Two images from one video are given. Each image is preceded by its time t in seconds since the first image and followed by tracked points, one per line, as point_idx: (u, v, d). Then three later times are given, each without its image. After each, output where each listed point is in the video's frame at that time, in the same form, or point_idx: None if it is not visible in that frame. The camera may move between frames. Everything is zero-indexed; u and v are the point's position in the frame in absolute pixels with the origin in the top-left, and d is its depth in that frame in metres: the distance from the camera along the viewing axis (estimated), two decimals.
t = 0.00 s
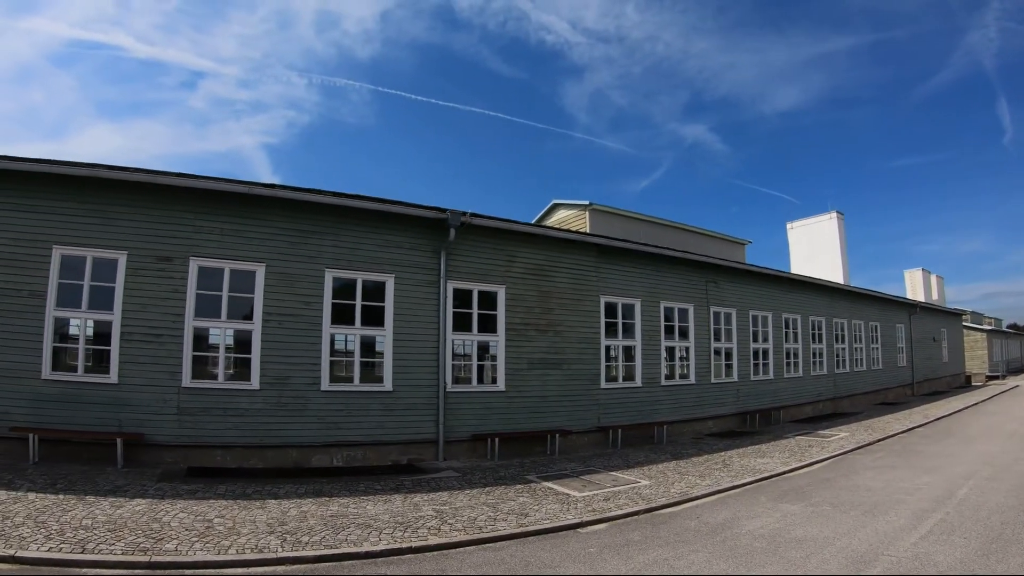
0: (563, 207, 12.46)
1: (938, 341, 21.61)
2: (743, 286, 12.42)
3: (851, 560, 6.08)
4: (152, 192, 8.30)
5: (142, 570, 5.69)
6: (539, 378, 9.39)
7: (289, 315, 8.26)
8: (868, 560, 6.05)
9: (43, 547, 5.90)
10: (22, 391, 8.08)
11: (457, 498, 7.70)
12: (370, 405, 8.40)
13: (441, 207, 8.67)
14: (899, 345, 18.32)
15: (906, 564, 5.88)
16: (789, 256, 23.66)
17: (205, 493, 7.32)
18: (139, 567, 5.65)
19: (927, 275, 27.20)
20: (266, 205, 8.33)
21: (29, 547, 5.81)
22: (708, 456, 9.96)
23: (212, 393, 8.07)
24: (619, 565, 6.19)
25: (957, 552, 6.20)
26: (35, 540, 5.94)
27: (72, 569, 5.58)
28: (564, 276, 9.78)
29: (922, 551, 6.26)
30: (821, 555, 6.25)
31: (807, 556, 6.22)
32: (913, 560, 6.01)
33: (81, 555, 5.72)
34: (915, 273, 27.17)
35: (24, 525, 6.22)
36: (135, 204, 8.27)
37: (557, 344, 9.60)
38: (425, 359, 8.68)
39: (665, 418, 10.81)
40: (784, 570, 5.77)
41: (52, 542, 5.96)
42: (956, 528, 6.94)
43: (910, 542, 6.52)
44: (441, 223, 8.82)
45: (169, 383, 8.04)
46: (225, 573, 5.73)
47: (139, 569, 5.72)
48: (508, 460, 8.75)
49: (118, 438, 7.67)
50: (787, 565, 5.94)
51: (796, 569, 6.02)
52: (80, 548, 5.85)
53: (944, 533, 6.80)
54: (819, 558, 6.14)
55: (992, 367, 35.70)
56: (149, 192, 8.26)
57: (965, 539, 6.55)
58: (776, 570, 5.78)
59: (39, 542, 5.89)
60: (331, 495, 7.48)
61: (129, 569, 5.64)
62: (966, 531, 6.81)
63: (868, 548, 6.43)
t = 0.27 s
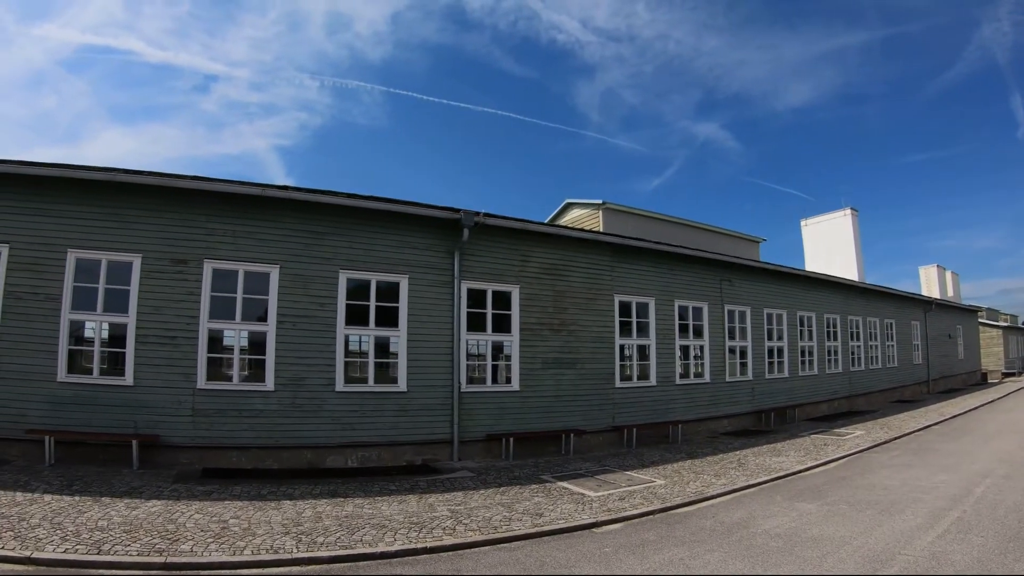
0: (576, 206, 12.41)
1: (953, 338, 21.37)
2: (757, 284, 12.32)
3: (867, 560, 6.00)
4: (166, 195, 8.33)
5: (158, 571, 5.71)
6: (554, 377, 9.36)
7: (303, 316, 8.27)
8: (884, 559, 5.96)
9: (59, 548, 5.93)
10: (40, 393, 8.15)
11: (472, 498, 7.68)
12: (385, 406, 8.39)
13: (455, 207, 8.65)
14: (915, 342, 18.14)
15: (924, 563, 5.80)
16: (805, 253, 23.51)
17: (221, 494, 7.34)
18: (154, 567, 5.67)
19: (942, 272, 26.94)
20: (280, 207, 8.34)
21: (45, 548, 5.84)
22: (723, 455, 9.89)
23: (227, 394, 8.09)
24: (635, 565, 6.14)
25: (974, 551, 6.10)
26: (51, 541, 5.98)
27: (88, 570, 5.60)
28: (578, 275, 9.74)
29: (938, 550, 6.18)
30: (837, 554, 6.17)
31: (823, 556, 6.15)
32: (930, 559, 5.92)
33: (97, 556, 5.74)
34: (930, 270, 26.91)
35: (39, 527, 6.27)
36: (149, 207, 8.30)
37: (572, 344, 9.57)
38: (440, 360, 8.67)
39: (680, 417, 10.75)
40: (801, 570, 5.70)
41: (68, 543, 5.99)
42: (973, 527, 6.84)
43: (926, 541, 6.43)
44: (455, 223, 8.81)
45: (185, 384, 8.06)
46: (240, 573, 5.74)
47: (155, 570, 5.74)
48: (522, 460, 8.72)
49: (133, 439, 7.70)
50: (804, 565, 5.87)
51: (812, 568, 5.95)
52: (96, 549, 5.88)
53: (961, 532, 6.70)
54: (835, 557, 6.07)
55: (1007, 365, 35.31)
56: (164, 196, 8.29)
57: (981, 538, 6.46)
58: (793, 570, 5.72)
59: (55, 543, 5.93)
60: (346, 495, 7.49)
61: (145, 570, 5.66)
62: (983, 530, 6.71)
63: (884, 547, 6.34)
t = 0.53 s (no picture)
0: (587, 206, 12.39)
1: (967, 335, 21.17)
2: (769, 282, 12.25)
3: (882, 559, 5.94)
4: (178, 199, 8.36)
5: (172, 572, 5.73)
6: (566, 377, 9.34)
7: (316, 318, 8.28)
8: (898, 559, 5.90)
9: (73, 551, 5.97)
10: (54, 396, 8.22)
11: (485, 499, 7.67)
12: (398, 407, 8.40)
13: (466, 208, 8.65)
14: (928, 340, 17.99)
15: (939, 563, 5.74)
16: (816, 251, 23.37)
17: (234, 496, 7.36)
18: (169, 569, 5.70)
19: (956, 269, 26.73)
20: (291, 210, 8.36)
21: (60, 550, 5.88)
22: (737, 455, 9.83)
23: (240, 397, 8.11)
24: (648, 565, 6.11)
25: (990, 550, 6.03)
26: (65, 543, 6.02)
27: (103, 572, 5.63)
28: (589, 275, 9.72)
29: (953, 549, 6.11)
30: (851, 554, 6.12)
31: (837, 556, 6.10)
32: (944, 559, 5.85)
33: (111, 558, 5.77)
34: (943, 267, 26.70)
35: (54, 529, 6.33)
36: (161, 211, 8.34)
37: (584, 344, 9.55)
38: (452, 361, 8.66)
39: (692, 417, 10.70)
40: (815, 570, 5.65)
41: (82, 545, 6.02)
42: (988, 526, 6.76)
43: (940, 541, 6.36)
44: (466, 224, 8.81)
45: (198, 387, 8.09)
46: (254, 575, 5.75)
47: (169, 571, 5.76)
48: (535, 461, 8.70)
49: (147, 442, 7.74)
50: (818, 565, 5.82)
51: (826, 568, 5.90)
52: (111, 551, 5.92)
53: (976, 531, 6.62)
54: (850, 557, 6.02)
55: (1019, 363, 35.01)
56: (176, 199, 8.33)
57: (996, 538, 6.38)
58: (808, 570, 5.67)
59: (69, 546, 5.96)
60: (359, 497, 7.49)
61: (159, 571, 5.68)
62: (998, 529, 6.63)
63: (898, 546, 6.28)
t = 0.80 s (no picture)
0: (597, 206, 12.36)
1: (978, 334, 20.99)
2: (780, 281, 12.19)
3: (894, 559, 5.89)
4: (189, 200, 8.39)
5: (184, 572, 5.76)
6: (577, 377, 9.32)
7: (326, 318, 8.30)
8: (911, 559, 5.86)
9: (86, 551, 6.01)
10: (67, 397, 8.28)
11: (496, 499, 7.67)
12: (409, 407, 8.40)
13: (476, 208, 8.64)
14: (939, 339, 17.85)
15: (952, 563, 5.69)
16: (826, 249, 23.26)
17: (246, 497, 7.38)
18: (181, 569, 5.73)
19: (967, 268, 26.54)
20: (301, 211, 8.37)
21: (72, 550, 5.92)
22: (748, 455, 9.79)
23: (252, 397, 8.13)
24: (660, 565, 6.08)
25: (1003, 551, 5.97)
26: (78, 543, 6.07)
27: (115, 572, 5.66)
28: (600, 275, 9.69)
29: (965, 549, 6.06)
30: (863, 554, 6.07)
31: (849, 556, 6.05)
32: (957, 559, 5.80)
33: (124, 558, 5.80)
34: (954, 265, 26.50)
35: (66, 529, 6.38)
36: (172, 212, 8.37)
37: (594, 344, 9.53)
38: (462, 361, 8.66)
39: (703, 417, 10.66)
40: (827, 570, 5.61)
41: (94, 545, 6.06)
42: (1000, 526, 6.69)
43: (952, 541, 6.30)
44: (476, 224, 8.80)
45: (209, 387, 8.12)
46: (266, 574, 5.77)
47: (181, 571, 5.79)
48: (546, 461, 8.68)
49: (159, 442, 7.77)
50: (830, 565, 5.78)
51: (838, 568, 5.86)
52: (123, 551, 5.95)
53: (988, 531, 6.56)
54: (862, 557, 5.98)
55: None
56: (188, 201, 8.36)
57: (1009, 538, 6.32)
58: (820, 570, 5.63)
59: (81, 546, 6.00)
60: (370, 497, 7.50)
61: (171, 571, 5.71)
62: (1011, 529, 6.56)
63: (910, 546, 6.22)
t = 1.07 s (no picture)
0: (606, 205, 12.34)
1: (989, 333, 20.84)
2: (789, 281, 12.14)
3: (904, 559, 5.85)
4: (198, 201, 8.41)
5: (194, 571, 5.78)
6: (586, 377, 9.30)
7: (336, 319, 8.31)
8: (921, 560, 5.81)
9: (96, 550, 6.05)
10: (78, 398, 8.33)
11: (505, 499, 7.66)
12: (418, 407, 8.41)
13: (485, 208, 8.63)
14: (950, 338, 17.74)
15: (964, 563, 5.64)
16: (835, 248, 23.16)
17: (255, 496, 7.40)
18: (191, 568, 5.75)
19: (977, 266, 26.40)
20: (310, 212, 8.38)
21: (82, 549, 5.95)
22: (758, 455, 9.74)
23: (262, 397, 8.14)
24: (669, 565, 6.06)
25: (1015, 551, 5.92)
26: (88, 543, 6.10)
27: (126, 571, 5.70)
28: (609, 275, 9.67)
29: (976, 550, 6.01)
30: (874, 555, 6.03)
31: (860, 556, 6.02)
32: (967, 559, 5.75)
33: (134, 557, 5.83)
34: (964, 264, 26.35)
35: (77, 529, 6.42)
36: (182, 213, 8.40)
37: (603, 343, 9.51)
38: (471, 361, 8.66)
39: (712, 417, 10.62)
40: (838, 570, 5.58)
41: (105, 545, 6.10)
42: (1012, 527, 6.63)
43: (963, 541, 6.25)
44: (485, 224, 8.79)
45: (219, 388, 8.14)
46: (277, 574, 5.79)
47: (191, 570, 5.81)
48: (555, 461, 8.67)
49: (169, 442, 7.80)
50: (841, 565, 5.74)
51: (849, 569, 5.82)
52: (133, 550, 5.98)
53: (999, 531, 6.51)
54: (872, 557, 5.94)
55: None
56: (197, 202, 8.38)
57: (1021, 538, 6.26)
58: (831, 570, 5.59)
59: (92, 545, 6.04)
60: (380, 497, 7.51)
61: (182, 571, 5.73)
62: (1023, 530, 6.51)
63: (921, 547, 6.18)
